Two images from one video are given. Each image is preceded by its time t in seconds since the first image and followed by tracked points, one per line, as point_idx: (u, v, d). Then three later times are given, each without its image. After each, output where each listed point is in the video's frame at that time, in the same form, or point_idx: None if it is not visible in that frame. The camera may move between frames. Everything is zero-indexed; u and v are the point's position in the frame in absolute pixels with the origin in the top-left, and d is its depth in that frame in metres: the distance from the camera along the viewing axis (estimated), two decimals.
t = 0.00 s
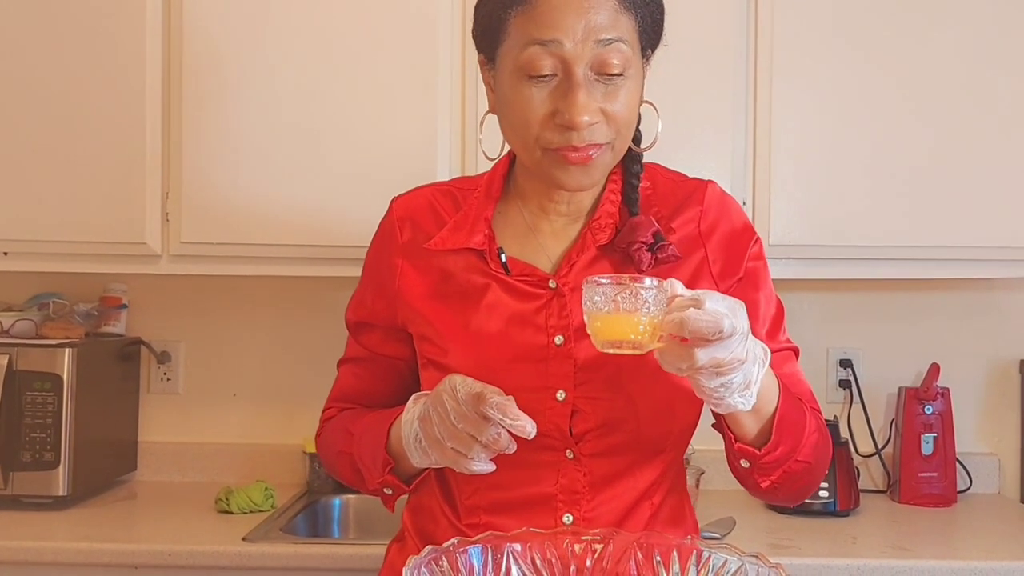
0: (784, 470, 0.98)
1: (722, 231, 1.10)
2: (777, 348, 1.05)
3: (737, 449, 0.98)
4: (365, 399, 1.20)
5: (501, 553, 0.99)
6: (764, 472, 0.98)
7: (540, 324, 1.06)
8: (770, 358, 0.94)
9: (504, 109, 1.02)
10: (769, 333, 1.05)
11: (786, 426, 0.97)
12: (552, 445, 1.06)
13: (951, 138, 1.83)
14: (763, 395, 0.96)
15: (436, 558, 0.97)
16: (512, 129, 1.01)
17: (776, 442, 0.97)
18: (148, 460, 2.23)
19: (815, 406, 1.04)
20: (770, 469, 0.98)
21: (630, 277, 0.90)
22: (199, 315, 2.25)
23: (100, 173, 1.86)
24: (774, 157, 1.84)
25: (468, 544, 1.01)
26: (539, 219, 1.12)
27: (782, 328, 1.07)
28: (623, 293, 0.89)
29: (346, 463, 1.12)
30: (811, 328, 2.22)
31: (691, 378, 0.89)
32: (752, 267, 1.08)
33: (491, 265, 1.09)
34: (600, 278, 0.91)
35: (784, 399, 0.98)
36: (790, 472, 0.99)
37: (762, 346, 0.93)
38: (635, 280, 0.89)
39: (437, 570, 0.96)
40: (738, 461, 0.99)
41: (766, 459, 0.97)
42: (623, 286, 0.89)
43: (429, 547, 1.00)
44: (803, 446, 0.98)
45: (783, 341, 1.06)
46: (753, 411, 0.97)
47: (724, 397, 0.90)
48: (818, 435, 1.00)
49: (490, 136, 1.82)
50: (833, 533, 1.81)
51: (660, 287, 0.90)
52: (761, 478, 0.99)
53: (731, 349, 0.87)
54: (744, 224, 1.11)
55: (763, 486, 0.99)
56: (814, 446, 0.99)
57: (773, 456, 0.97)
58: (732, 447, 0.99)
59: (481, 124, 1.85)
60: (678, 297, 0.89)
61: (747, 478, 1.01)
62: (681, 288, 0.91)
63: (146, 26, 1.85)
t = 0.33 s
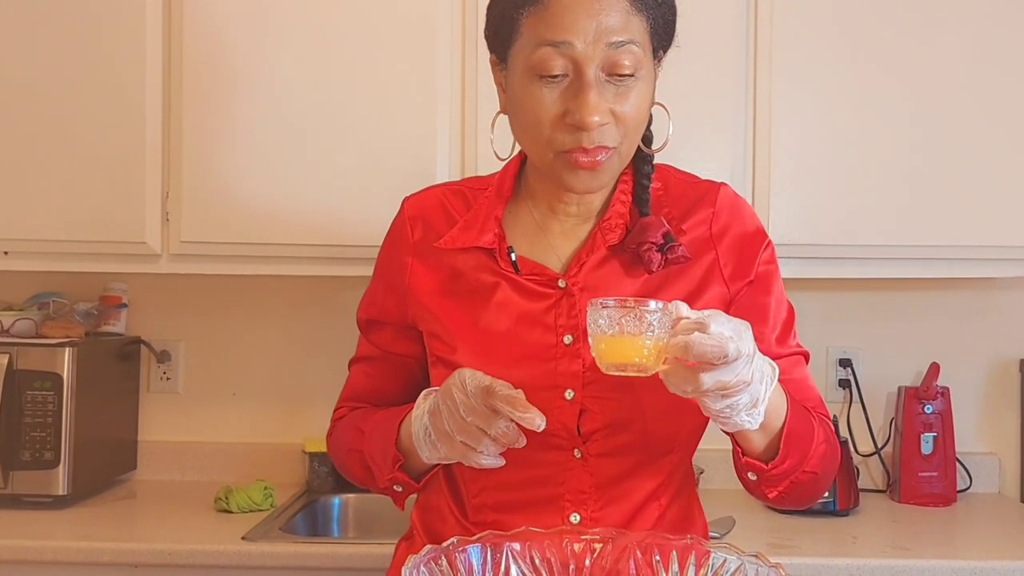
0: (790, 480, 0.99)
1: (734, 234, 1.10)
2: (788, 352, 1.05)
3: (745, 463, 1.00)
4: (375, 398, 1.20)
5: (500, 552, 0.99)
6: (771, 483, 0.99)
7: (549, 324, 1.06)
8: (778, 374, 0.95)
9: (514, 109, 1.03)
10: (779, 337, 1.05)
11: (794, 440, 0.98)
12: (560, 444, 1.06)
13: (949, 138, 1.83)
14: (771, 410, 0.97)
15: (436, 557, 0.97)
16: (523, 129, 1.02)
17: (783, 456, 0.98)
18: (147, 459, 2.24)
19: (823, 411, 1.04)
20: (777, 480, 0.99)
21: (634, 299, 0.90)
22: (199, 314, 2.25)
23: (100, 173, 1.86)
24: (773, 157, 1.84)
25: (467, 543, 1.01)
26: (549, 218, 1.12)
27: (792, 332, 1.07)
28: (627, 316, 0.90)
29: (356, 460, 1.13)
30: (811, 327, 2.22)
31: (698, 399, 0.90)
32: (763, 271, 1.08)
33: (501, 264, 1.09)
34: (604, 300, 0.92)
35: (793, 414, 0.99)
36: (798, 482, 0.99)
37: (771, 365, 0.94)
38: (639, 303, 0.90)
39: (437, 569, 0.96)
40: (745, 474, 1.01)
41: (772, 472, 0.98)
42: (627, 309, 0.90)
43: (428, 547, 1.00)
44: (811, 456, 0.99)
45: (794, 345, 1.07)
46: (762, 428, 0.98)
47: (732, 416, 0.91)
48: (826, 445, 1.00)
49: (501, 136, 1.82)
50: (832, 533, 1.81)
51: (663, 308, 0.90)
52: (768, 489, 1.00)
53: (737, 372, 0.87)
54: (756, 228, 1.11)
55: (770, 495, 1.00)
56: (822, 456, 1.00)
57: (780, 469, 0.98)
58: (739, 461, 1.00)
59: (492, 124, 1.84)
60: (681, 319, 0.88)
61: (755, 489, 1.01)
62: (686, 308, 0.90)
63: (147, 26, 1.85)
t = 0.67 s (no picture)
0: (797, 483, 0.99)
1: (744, 234, 1.10)
2: (798, 353, 1.05)
3: (750, 466, 0.99)
4: (387, 398, 1.20)
5: (501, 552, 0.99)
6: (778, 486, 1.00)
7: (559, 324, 1.07)
8: (782, 378, 0.96)
9: (521, 114, 1.03)
10: (788, 339, 1.06)
11: (800, 443, 0.98)
12: (569, 443, 1.06)
13: (949, 138, 1.84)
14: (776, 414, 0.98)
15: (437, 557, 0.97)
16: (530, 135, 1.02)
17: (788, 461, 0.98)
18: (148, 460, 2.24)
19: (831, 413, 1.05)
20: (784, 483, 0.99)
21: (632, 303, 0.89)
22: (200, 315, 2.25)
23: (101, 174, 1.86)
24: (773, 157, 1.84)
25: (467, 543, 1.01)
26: (558, 219, 1.12)
27: (803, 334, 1.07)
28: (625, 321, 0.89)
29: (367, 460, 1.13)
30: (811, 328, 2.23)
31: (699, 403, 0.91)
32: (772, 271, 1.08)
33: (510, 264, 1.10)
34: (601, 305, 0.91)
35: (798, 417, 0.99)
36: (804, 485, 0.99)
37: (772, 369, 0.94)
38: (636, 306, 0.89)
39: (437, 568, 0.96)
40: (752, 478, 1.00)
41: (779, 476, 0.98)
42: (625, 313, 0.89)
43: (428, 547, 1.00)
44: (818, 459, 0.99)
45: (804, 347, 1.07)
46: (766, 431, 0.98)
47: (736, 420, 0.91)
48: (833, 448, 1.00)
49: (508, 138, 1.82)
50: (833, 533, 1.81)
51: (663, 313, 0.90)
52: (775, 491, 1.00)
53: (737, 375, 0.88)
54: (766, 228, 1.11)
55: (777, 498, 1.01)
56: (829, 460, 1.00)
57: (786, 472, 0.98)
58: (745, 464, 1.00)
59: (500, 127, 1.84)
60: (680, 323, 0.90)
61: (762, 491, 1.02)
62: (685, 313, 0.91)
63: (148, 26, 1.85)
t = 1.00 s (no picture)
0: (802, 485, 0.99)
1: (750, 233, 1.10)
2: (805, 353, 1.05)
3: (753, 469, 1.00)
4: (394, 398, 1.21)
5: (503, 552, 0.99)
6: (782, 488, 0.99)
7: (564, 323, 1.07)
8: (784, 382, 0.95)
9: (524, 107, 1.04)
10: (796, 339, 1.05)
11: (803, 445, 0.98)
12: (574, 443, 1.07)
13: (951, 139, 1.83)
14: (778, 417, 0.97)
15: (438, 557, 0.97)
16: (533, 128, 1.02)
17: (792, 462, 0.98)
18: (151, 459, 2.24)
19: (838, 414, 1.04)
20: (788, 486, 0.99)
21: (630, 308, 0.91)
22: (202, 314, 2.25)
23: (103, 173, 1.86)
24: (775, 157, 1.84)
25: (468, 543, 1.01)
26: (563, 218, 1.12)
27: (810, 334, 1.07)
28: (622, 325, 0.91)
29: (373, 461, 1.14)
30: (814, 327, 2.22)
31: (696, 407, 0.90)
32: (779, 269, 1.08)
33: (515, 264, 1.10)
34: (599, 308, 0.93)
35: (801, 419, 0.99)
36: (809, 487, 1.00)
37: (773, 374, 0.93)
38: (635, 312, 0.91)
39: (438, 568, 0.95)
40: (755, 480, 1.01)
41: (782, 478, 0.99)
42: (623, 317, 0.91)
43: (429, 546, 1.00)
44: (823, 461, 0.99)
45: (812, 346, 1.06)
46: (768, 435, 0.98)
47: (734, 424, 0.91)
48: (838, 450, 1.00)
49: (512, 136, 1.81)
50: (836, 533, 1.81)
51: (661, 318, 0.91)
52: (779, 494, 1.00)
53: (733, 382, 0.86)
54: (774, 227, 1.10)
55: (782, 500, 1.01)
56: (834, 462, 1.00)
57: (789, 475, 0.98)
58: (747, 467, 1.01)
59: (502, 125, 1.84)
60: (678, 328, 0.88)
61: (766, 493, 1.02)
62: (685, 318, 0.90)
63: (150, 25, 1.85)
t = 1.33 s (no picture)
0: (816, 490, 0.99)
1: (768, 235, 1.09)
2: (821, 358, 1.05)
3: (767, 473, 0.99)
4: (408, 399, 1.21)
5: (514, 553, 1.00)
6: (796, 493, 0.99)
7: (579, 325, 1.07)
8: (801, 387, 0.94)
9: (546, 101, 1.04)
10: (811, 344, 1.05)
11: (818, 449, 0.98)
12: (588, 446, 1.07)
13: (965, 139, 1.83)
14: (792, 421, 0.97)
15: (449, 558, 0.97)
16: (555, 120, 1.02)
17: (807, 467, 0.98)
18: (163, 459, 2.25)
19: (853, 419, 1.04)
20: (802, 490, 0.99)
21: (650, 308, 0.91)
22: (214, 315, 2.26)
23: (116, 175, 1.87)
24: (788, 156, 1.84)
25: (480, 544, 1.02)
26: (580, 219, 1.12)
27: (826, 339, 1.07)
28: (640, 324, 0.91)
29: (387, 461, 1.14)
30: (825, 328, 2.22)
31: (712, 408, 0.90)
32: (796, 272, 1.08)
33: (531, 265, 1.10)
34: (617, 306, 0.93)
35: (816, 423, 0.98)
36: (824, 492, 0.99)
37: (791, 378, 0.93)
38: (654, 311, 0.91)
39: (449, 569, 0.96)
40: (769, 484, 1.00)
41: (796, 482, 0.98)
42: (641, 317, 0.91)
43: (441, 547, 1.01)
44: (838, 467, 0.99)
45: (828, 351, 1.06)
46: (783, 438, 0.98)
47: (750, 427, 0.90)
48: (853, 456, 1.00)
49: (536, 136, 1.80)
50: (849, 536, 1.80)
51: (680, 318, 0.91)
52: (793, 498, 1.00)
53: (750, 385, 0.86)
54: (791, 231, 1.10)
55: (796, 505, 1.00)
56: (849, 468, 0.99)
57: (804, 479, 0.98)
58: (761, 471, 1.00)
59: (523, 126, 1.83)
60: (697, 328, 0.88)
61: (780, 497, 1.01)
62: (704, 318, 0.90)
63: (163, 28, 1.86)
